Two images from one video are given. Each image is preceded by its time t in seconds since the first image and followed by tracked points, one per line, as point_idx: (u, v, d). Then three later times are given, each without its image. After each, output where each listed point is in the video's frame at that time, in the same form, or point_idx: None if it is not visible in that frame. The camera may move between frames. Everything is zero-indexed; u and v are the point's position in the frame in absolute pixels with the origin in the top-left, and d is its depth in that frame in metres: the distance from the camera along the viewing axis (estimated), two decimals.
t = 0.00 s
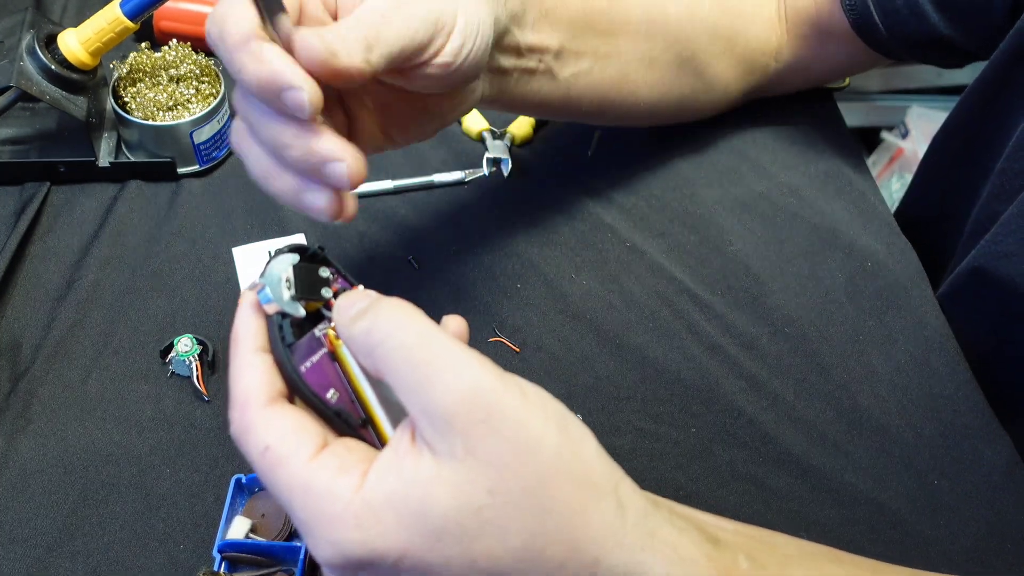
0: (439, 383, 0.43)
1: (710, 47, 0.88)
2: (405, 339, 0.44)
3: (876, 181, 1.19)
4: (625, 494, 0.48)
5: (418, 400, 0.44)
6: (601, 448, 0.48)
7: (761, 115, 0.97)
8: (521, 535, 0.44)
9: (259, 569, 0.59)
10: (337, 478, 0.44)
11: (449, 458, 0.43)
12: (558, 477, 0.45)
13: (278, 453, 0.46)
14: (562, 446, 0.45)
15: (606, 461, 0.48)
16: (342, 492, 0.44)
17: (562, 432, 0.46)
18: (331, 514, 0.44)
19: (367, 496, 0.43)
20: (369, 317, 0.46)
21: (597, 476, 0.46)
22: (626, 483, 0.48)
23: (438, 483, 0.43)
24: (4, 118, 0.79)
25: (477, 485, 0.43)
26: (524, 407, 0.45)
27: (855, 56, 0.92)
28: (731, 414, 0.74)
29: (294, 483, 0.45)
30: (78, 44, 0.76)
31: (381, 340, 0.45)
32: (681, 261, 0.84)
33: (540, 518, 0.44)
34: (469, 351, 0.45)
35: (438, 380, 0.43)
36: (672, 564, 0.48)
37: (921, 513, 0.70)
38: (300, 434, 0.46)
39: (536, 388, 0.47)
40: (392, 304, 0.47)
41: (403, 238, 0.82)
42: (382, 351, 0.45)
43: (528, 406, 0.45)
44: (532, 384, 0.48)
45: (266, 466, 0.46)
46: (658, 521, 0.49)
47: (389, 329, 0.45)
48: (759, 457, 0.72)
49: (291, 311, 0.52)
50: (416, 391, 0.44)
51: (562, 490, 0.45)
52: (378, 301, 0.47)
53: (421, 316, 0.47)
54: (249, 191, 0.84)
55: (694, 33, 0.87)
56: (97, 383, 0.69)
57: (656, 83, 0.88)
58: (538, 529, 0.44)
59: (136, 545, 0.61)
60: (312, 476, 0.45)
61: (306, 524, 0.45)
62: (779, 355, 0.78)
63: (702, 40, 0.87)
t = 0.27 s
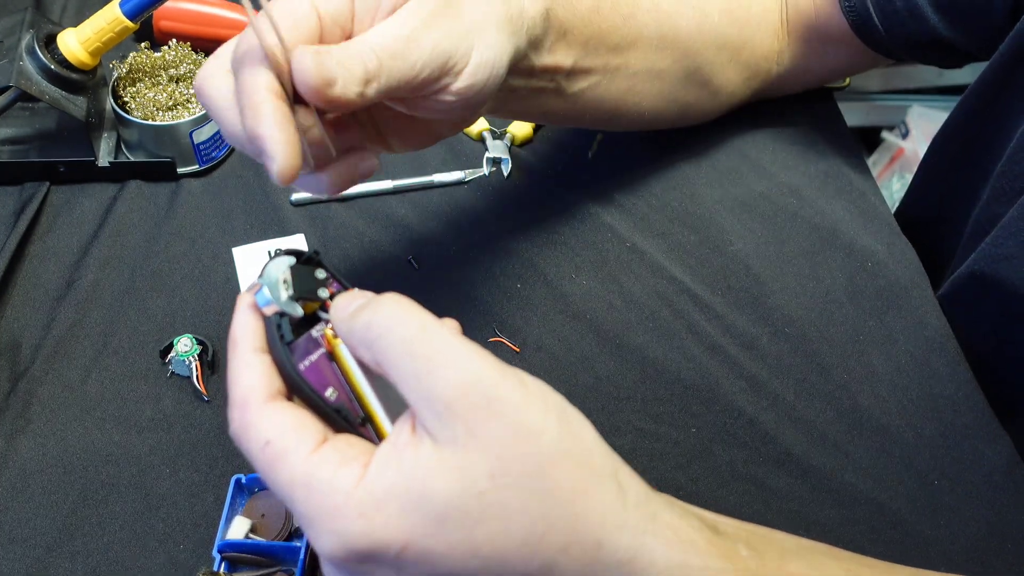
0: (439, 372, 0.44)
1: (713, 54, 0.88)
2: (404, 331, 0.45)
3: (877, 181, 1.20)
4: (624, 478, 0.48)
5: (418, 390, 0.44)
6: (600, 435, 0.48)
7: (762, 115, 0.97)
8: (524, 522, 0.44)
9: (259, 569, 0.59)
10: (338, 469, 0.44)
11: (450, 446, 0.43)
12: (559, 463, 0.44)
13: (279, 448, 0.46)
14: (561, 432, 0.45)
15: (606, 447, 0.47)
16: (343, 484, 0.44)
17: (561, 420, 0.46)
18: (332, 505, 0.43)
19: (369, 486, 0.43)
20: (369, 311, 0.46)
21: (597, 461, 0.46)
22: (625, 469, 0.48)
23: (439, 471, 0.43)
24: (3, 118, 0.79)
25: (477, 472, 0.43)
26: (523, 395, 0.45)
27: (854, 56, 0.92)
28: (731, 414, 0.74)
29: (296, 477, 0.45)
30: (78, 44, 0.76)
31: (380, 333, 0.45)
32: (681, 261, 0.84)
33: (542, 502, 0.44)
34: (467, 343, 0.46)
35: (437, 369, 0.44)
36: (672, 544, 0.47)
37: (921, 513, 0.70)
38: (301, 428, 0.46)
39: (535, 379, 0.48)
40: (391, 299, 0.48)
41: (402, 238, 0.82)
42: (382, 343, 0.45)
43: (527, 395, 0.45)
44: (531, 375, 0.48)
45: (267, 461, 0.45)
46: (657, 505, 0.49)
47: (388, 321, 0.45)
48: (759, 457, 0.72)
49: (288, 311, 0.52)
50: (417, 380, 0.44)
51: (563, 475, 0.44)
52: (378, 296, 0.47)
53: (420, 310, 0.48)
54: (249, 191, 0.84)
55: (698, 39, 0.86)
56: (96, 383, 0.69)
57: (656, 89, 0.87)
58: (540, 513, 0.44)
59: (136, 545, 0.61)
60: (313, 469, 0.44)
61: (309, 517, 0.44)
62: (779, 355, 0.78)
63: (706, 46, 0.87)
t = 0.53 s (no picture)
0: (439, 368, 0.44)
1: (711, 53, 0.87)
2: (404, 329, 0.45)
3: (878, 181, 1.21)
4: (624, 475, 0.47)
5: (418, 387, 0.44)
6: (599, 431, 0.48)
7: (762, 115, 0.97)
8: (523, 519, 0.44)
9: (258, 569, 0.59)
10: (338, 467, 0.44)
11: (449, 443, 0.44)
12: (558, 459, 0.44)
13: (280, 446, 0.46)
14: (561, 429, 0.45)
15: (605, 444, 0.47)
16: (343, 481, 0.44)
17: (561, 417, 0.46)
18: (332, 502, 0.43)
19: (369, 482, 0.43)
20: (370, 310, 0.46)
21: (597, 457, 0.46)
22: (625, 465, 0.48)
23: (439, 468, 0.43)
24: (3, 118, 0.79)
25: (477, 469, 0.43)
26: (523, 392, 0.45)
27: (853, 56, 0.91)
28: (731, 414, 0.74)
29: (296, 475, 0.45)
30: (78, 44, 0.76)
31: (381, 332, 0.45)
32: (681, 261, 0.84)
33: (542, 498, 0.44)
34: (467, 341, 0.46)
35: (437, 366, 0.44)
36: (672, 541, 0.47)
37: (921, 513, 0.70)
38: (301, 427, 0.46)
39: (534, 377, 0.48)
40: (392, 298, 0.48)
41: (402, 238, 0.82)
42: (383, 341, 0.45)
43: (527, 392, 0.45)
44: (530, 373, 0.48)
45: (267, 460, 0.45)
46: (657, 502, 0.49)
47: (389, 319, 0.45)
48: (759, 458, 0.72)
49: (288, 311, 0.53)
50: (417, 377, 0.44)
51: (562, 471, 0.44)
52: (378, 296, 0.48)
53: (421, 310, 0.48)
54: (249, 191, 0.84)
55: (696, 38, 0.86)
56: (96, 383, 0.69)
57: (652, 92, 0.87)
58: (540, 509, 0.44)
59: (136, 545, 0.61)
60: (313, 466, 0.44)
61: (309, 515, 0.44)
62: (779, 355, 0.78)
63: (703, 45, 0.87)
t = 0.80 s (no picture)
0: (440, 362, 0.44)
1: (714, 59, 0.89)
2: (406, 323, 0.45)
3: (879, 181, 1.19)
4: (625, 470, 0.47)
5: (420, 380, 0.44)
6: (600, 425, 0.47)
7: (762, 115, 0.97)
8: (524, 511, 0.44)
9: (258, 569, 0.59)
10: (341, 459, 0.44)
11: (451, 436, 0.44)
12: (559, 453, 0.44)
13: (283, 437, 0.46)
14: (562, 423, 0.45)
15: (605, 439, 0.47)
16: (345, 473, 0.44)
17: (562, 411, 0.45)
18: (334, 494, 0.43)
19: (370, 474, 0.43)
20: (372, 304, 0.47)
21: (597, 451, 0.46)
22: (626, 460, 0.48)
23: (440, 461, 0.43)
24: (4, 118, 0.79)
25: (477, 462, 0.43)
26: (524, 386, 0.45)
27: (854, 56, 0.91)
28: (730, 414, 0.74)
29: (299, 467, 0.45)
30: (78, 44, 0.76)
31: (383, 326, 0.46)
32: (681, 261, 0.84)
33: (543, 492, 0.44)
34: (469, 336, 0.46)
35: (438, 359, 0.44)
36: (671, 536, 0.47)
37: (921, 513, 0.70)
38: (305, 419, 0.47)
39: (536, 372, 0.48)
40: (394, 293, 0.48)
41: (402, 238, 0.82)
42: (385, 335, 0.45)
43: (529, 386, 0.45)
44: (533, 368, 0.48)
45: (271, 452, 0.46)
46: (658, 498, 0.49)
47: (391, 314, 0.46)
48: (759, 458, 0.72)
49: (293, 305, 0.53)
50: (419, 371, 0.44)
51: (563, 465, 0.44)
52: (380, 290, 0.48)
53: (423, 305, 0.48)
54: (249, 191, 0.84)
55: (699, 45, 0.88)
56: (96, 383, 0.69)
57: (655, 98, 0.87)
58: (541, 503, 0.44)
59: (136, 545, 0.61)
60: (315, 458, 0.45)
61: (312, 506, 0.44)
62: (779, 355, 0.78)
63: (705, 52, 0.88)
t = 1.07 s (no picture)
0: (442, 358, 0.44)
1: (716, 65, 0.89)
2: (408, 320, 0.45)
3: (879, 181, 1.19)
4: (624, 467, 0.47)
5: (422, 377, 0.44)
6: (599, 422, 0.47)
7: (762, 115, 0.97)
8: (525, 508, 0.44)
9: (258, 569, 0.59)
10: (342, 455, 0.44)
11: (452, 432, 0.44)
12: (559, 449, 0.44)
13: (285, 434, 0.46)
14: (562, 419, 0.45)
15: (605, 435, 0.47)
16: (346, 469, 0.44)
17: (562, 407, 0.45)
18: (335, 490, 0.43)
19: (371, 470, 0.43)
20: (373, 302, 0.47)
21: (596, 447, 0.46)
22: (625, 457, 0.48)
23: (441, 457, 0.43)
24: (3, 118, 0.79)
25: (478, 458, 0.43)
26: (524, 383, 0.45)
27: (854, 57, 0.91)
28: (730, 414, 0.74)
29: (301, 463, 0.45)
30: (78, 44, 0.76)
31: (384, 324, 0.46)
32: (681, 261, 0.84)
33: (543, 487, 0.44)
34: (470, 334, 0.46)
35: (440, 355, 0.44)
36: (671, 532, 0.47)
37: (921, 513, 0.70)
38: (307, 415, 0.47)
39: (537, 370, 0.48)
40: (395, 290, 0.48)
41: (402, 238, 0.82)
42: (386, 332, 0.46)
43: (528, 383, 0.45)
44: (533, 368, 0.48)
45: (273, 448, 0.46)
46: (657, 495, 0.48)
47: (393, 311, 0.46)
48: (759, 457, 0.72)
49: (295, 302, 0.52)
50: (421, 368, 0.45)
51: (563, 461, 0.44)
52: (380, 288, 0.48)
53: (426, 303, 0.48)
54: (249, 191, 0.83)
55: (702, 53, 0.88)
56: (96, 383, 0.69)
57: (657, 105, 0.88)
58: (542, 499, 0.44)
59: (136, 545, 0.61)
60: (317, 454, 0.45)
61: (313, 503, 0.44)
62: (779, 355, 0.78)
63: (708, 60, 0.88)
